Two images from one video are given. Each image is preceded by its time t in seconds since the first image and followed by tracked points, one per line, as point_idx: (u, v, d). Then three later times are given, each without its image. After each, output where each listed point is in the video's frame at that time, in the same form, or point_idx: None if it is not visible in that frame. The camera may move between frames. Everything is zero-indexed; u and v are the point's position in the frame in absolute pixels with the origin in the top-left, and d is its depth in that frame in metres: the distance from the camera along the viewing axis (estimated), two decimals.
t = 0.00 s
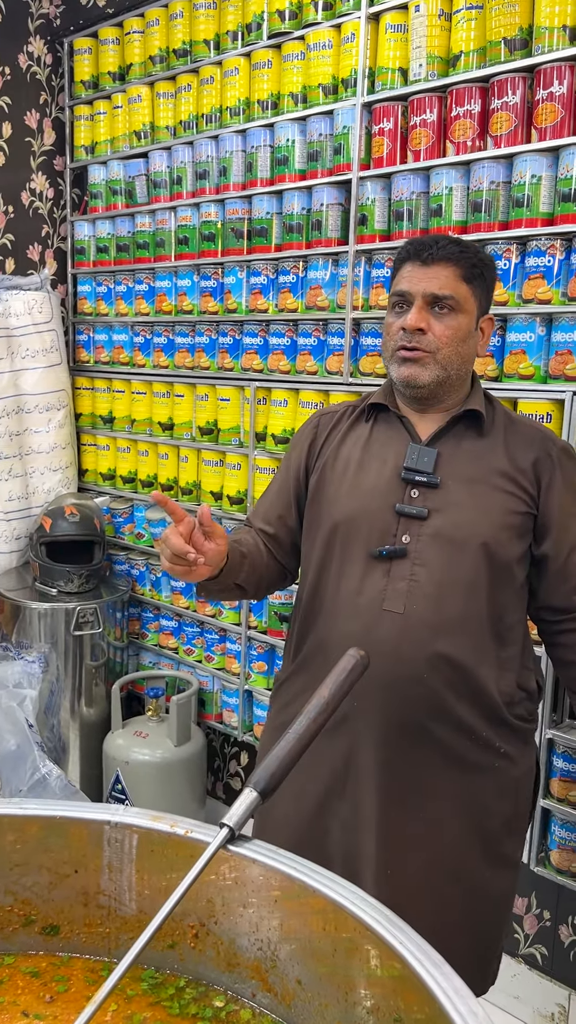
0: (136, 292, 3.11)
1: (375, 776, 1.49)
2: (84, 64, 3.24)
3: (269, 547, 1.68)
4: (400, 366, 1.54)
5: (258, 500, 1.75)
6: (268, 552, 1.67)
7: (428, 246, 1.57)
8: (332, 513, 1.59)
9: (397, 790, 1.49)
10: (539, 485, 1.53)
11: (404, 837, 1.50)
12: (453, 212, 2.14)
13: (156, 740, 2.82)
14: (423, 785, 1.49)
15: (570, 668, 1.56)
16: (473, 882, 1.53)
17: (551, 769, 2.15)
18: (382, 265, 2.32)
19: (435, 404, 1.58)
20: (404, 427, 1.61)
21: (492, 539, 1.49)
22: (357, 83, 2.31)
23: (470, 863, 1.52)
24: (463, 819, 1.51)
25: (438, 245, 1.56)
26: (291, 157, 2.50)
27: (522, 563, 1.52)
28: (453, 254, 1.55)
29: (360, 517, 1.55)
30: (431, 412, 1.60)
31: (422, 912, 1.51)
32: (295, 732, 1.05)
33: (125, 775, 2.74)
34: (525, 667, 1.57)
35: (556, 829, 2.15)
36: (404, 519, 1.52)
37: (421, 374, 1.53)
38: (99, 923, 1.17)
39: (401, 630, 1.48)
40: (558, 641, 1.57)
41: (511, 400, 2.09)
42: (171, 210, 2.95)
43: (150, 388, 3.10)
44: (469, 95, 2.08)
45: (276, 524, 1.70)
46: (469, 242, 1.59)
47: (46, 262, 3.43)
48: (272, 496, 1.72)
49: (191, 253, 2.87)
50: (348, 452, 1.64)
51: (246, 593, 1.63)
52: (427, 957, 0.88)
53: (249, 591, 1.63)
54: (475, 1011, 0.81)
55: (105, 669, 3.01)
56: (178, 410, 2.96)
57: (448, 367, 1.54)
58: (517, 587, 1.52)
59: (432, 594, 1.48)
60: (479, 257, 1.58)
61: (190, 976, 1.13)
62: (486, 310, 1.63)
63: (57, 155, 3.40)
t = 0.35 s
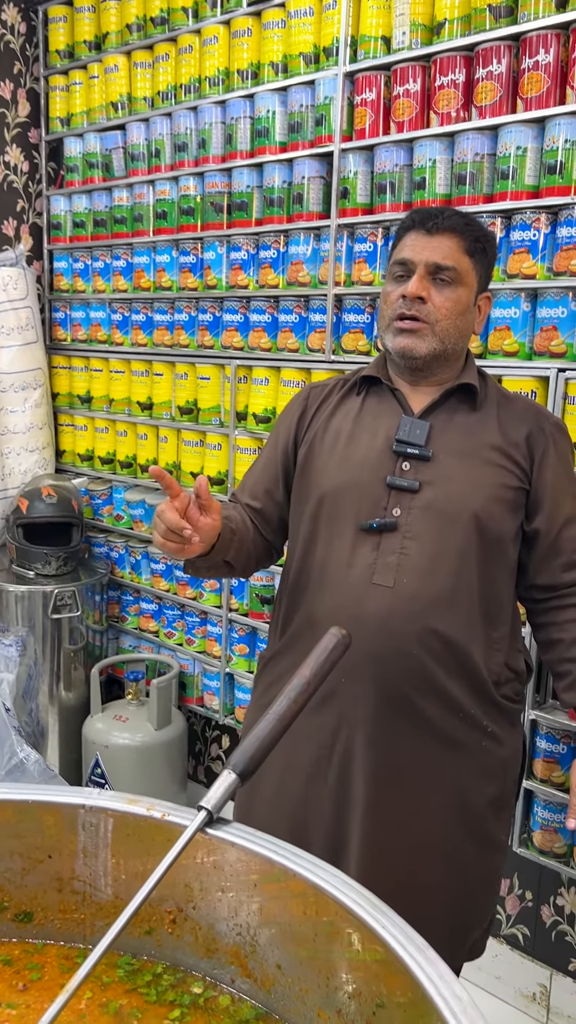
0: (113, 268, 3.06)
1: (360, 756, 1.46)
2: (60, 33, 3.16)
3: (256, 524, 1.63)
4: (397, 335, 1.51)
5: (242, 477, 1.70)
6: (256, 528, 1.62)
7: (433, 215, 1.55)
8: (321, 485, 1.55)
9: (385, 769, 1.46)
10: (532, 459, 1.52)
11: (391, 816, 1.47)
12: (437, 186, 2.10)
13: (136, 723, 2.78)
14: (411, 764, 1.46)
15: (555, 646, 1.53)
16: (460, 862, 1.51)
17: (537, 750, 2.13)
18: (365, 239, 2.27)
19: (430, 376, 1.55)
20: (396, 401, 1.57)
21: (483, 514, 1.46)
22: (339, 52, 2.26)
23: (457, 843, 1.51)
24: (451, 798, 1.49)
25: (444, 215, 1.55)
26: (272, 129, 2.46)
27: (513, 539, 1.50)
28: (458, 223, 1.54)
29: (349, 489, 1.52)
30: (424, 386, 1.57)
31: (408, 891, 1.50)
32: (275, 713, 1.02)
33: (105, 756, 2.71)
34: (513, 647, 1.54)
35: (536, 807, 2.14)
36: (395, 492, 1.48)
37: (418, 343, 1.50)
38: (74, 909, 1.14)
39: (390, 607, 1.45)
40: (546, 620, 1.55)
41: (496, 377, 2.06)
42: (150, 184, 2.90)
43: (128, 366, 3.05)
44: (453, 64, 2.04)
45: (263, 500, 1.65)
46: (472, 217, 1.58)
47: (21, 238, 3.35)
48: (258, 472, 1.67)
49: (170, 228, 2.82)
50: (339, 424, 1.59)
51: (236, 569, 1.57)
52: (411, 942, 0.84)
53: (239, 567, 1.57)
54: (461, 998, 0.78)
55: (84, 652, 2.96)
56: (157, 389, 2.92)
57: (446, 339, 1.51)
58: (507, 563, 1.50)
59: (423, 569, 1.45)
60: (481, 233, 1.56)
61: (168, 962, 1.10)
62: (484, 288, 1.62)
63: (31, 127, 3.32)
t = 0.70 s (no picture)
0: (97, 245, 3.01)
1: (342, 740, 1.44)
2: (40, 4, 3.09)
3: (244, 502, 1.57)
4: (383, 300, 1.48)
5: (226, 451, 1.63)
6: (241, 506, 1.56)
7: (417, 183, 1.54)
8: (302, 465, 1.52)
9: (371, 754, 1.44)
10: (516, 435, 1.50)
11: (377, 799, 1.45)
12: (427, 161, 2.07)
13: (122, 708, 2.75)
14: (397, 747, 1.45)
15: (542, 631, 1.53)
16: (447, 846, 1.50)
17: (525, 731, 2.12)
18: (353, 215, 2.23)
19: (414, 347, 1.52)
20: (377, 376, 1.54)
21: (468, 492, 1.44)
22: (327, 23, 2.21)
23: (444, 826, 1.49)
24: (437, 782, 1.47)
25: (427, 183, 1.54)
26: (258, 103, 2.41)
27: (498, 518, 1.48)
28: (441, 190, 1.53)
29: (333, 467, 1.48)
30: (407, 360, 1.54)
31: (394, 875, 1.48)
32: (261, 694, 0.99)
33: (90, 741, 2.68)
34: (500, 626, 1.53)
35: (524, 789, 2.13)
36: (377, 471, 1.46)
37: (405, 309, 1.47)
38: (57, 893, 1.11)
39: (374, 588, 1.42)
40: (533, 599, 1.54)
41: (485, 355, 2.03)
42: (133, 160, 2.85)
43: (112, 345, 3.00)
44: (443, 35, 2.00)
45: (248, 478, 1.59)
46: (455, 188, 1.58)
47: (3, 216, 3.29)
48: (243, 447, 1.61)
49: (154, 204, 2.77)
50: (321, 402, 1.56)
51: (222, 547, 1.50)
52: (402, 925, 0.82)
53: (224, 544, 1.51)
54: (455, 981, 0.76)
55: (69, 636, 2.93)
56: (141, 370, 2.88)
57: (432, 306, 1.50)
58: (492, 543, 1.48)
59: (407, 550, 1.43)
60: (463, 201, 1.56)
61: (153, 946, 1.08)
62: (467, 259, 1.62)
63: (13, 101, 3.26)
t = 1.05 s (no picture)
0: (85, 231, 2.99)
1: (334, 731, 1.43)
2: None
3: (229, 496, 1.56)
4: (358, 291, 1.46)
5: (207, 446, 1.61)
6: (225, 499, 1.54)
7: (374, 167, 1.50)
8: (290, 457, 1.50)
9: (363, 745, 1.43)
10: (504, 419, 1.49)
11: (369, 790, 1.45)
12: (417, 145, 2.06)
13: (112, 696, 2.74)
14: (389, 736, 1.44)
15: (531, 610, 1.53)
16: (439, 834, 1.50)
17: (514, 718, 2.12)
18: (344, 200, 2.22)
19: (395, 331, 1.51)
20: (362, 365, 1.53)
21: (457, 480, 1.44)
22: (317, 5, 2.19)
23: (436, 815, 1.49)
24: (429, 771, 1.47)
25: (387, 164, 1.49)
26: (247, 86, 2.39)
27: (490, 505, 1.47)
28: (402, 171, 1.48)
29: (321, 458, 1.47)
30: (390, 348, 1.53)
31: (386, 864, 1.48)
32: (251, 680, 0.99)
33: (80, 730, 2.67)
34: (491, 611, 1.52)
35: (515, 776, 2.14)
36: (367, 462, 1.45)
37: (383, 297, 1.46)
38: (45, 883, 1.10)
39: (365, 578, 1.42)
40: (520, 584, 1.54)
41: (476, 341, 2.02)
42: (121, 144, 2.82)
43: (100, 331, 2.98)
44: (435, 18, 1.98)
45: (231, 471, 1.57)
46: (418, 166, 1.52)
47: None
48: (224, 440, 1.58)
49: (143, 189, 2.75)
50: (306, 393, 1.54)
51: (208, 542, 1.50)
52: (393, 913, 0.82)
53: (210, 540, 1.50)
54: (445, 969, 0.76)
55: (58, 626, 2.91)
56: (130, 356, 2.86)
57: (409, 290, 1.47)
58: (483, 531, 1.47)
59: (398, 540, 1.42)
60: (427, 180, 1.51)
61: (143, 935, 1.07)
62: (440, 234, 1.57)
63: None
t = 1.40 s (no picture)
0: (79, 221, 2.97)
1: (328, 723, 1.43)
2: None
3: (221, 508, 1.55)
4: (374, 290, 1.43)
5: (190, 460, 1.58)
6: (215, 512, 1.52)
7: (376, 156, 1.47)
8: (275, 462, 1.49)
9: (361, 736, 1.43)
10: (485, 400, 1.48)
11: (366, 781, 1.44)
12: (414, 136, 2.05)
13: (107, 688, 2.74)
14: (385, 727, 1.44)
15: (527, 589, 1.50)
16: (436, 823, 1.50)
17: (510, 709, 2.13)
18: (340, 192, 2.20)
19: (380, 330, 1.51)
20: (339, 361, 1.52)
21: (450, 469, 1.43)
22: None
23: (432, 805, 1.49)
24: (426, 761, 1.47)
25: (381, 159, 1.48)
26: (243, 76, 2.37)
27: (478, 490, 1.46)
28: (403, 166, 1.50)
29: (309, 461, 1.46)
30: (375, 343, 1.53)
31: (383, 854, 1.48)
32: (250, 672, 0.99)
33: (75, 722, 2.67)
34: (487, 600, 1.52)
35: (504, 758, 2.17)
36: (353, 459, 1.44)
37: (396, 300, 1.45)
38: (43, 875, 1.11)
39: (360, 569, 1.41)
40: (513, 566, 1.53)
41: (473, 332, 2.02)
42: (116, 133, 2.80)
43: (95, 322, 2.97)
44: (431, 7, 1.97)
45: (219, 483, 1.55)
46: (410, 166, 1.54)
47: None
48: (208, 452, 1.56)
49: (137, 179, 2.74)
50: (285, 396, 1.53)
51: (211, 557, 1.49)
52: (392, 904, 0.82)
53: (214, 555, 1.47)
54: (444, 959, 0.76)
55: (53, 617, 2.91)
56: (125, 347, 2.85)
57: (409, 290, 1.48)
58: (476, 518, 1.47)
59: (389, 533, 1.42)
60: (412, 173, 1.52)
61: (141, 927, 1.07)
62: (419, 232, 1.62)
63: None
